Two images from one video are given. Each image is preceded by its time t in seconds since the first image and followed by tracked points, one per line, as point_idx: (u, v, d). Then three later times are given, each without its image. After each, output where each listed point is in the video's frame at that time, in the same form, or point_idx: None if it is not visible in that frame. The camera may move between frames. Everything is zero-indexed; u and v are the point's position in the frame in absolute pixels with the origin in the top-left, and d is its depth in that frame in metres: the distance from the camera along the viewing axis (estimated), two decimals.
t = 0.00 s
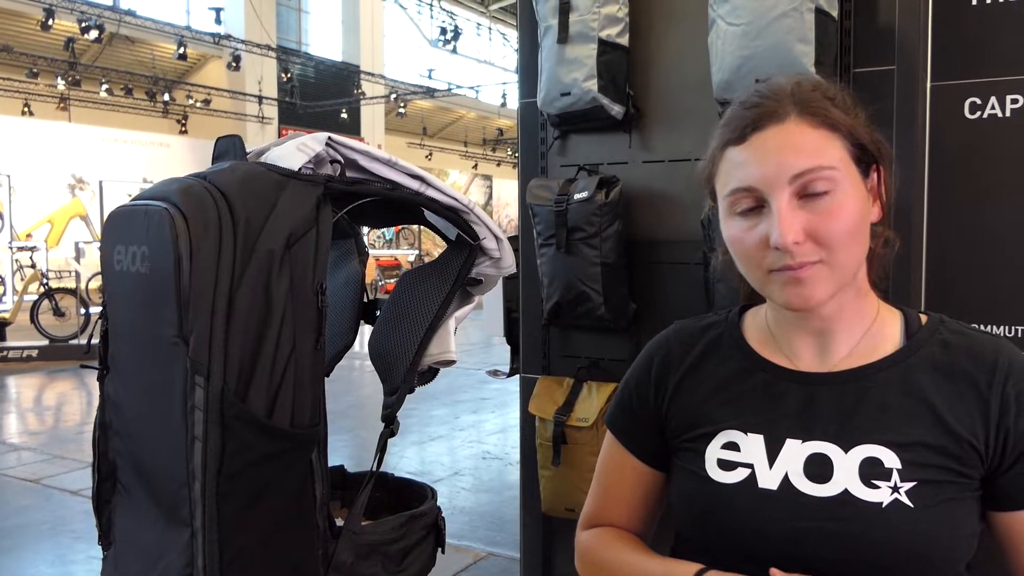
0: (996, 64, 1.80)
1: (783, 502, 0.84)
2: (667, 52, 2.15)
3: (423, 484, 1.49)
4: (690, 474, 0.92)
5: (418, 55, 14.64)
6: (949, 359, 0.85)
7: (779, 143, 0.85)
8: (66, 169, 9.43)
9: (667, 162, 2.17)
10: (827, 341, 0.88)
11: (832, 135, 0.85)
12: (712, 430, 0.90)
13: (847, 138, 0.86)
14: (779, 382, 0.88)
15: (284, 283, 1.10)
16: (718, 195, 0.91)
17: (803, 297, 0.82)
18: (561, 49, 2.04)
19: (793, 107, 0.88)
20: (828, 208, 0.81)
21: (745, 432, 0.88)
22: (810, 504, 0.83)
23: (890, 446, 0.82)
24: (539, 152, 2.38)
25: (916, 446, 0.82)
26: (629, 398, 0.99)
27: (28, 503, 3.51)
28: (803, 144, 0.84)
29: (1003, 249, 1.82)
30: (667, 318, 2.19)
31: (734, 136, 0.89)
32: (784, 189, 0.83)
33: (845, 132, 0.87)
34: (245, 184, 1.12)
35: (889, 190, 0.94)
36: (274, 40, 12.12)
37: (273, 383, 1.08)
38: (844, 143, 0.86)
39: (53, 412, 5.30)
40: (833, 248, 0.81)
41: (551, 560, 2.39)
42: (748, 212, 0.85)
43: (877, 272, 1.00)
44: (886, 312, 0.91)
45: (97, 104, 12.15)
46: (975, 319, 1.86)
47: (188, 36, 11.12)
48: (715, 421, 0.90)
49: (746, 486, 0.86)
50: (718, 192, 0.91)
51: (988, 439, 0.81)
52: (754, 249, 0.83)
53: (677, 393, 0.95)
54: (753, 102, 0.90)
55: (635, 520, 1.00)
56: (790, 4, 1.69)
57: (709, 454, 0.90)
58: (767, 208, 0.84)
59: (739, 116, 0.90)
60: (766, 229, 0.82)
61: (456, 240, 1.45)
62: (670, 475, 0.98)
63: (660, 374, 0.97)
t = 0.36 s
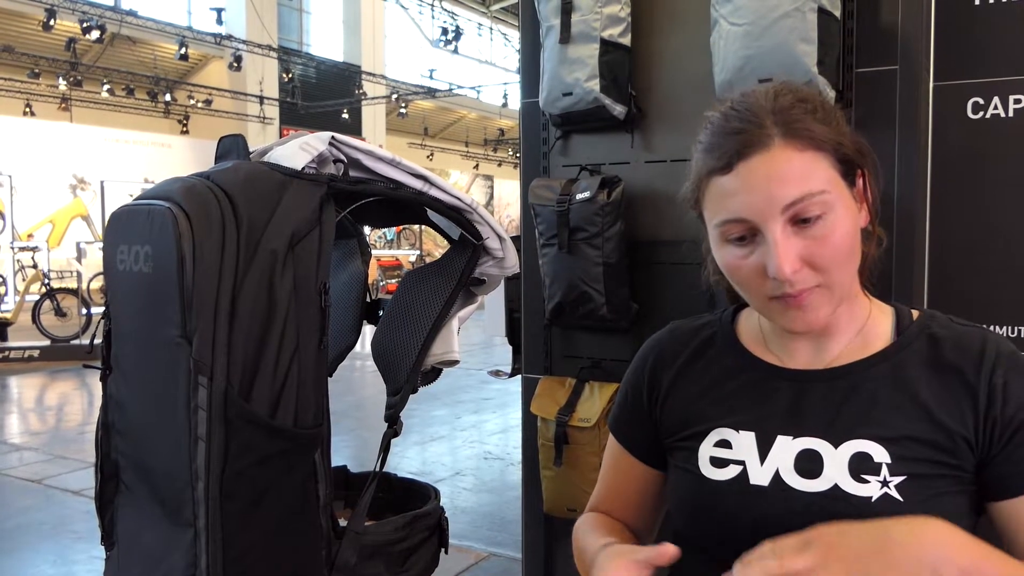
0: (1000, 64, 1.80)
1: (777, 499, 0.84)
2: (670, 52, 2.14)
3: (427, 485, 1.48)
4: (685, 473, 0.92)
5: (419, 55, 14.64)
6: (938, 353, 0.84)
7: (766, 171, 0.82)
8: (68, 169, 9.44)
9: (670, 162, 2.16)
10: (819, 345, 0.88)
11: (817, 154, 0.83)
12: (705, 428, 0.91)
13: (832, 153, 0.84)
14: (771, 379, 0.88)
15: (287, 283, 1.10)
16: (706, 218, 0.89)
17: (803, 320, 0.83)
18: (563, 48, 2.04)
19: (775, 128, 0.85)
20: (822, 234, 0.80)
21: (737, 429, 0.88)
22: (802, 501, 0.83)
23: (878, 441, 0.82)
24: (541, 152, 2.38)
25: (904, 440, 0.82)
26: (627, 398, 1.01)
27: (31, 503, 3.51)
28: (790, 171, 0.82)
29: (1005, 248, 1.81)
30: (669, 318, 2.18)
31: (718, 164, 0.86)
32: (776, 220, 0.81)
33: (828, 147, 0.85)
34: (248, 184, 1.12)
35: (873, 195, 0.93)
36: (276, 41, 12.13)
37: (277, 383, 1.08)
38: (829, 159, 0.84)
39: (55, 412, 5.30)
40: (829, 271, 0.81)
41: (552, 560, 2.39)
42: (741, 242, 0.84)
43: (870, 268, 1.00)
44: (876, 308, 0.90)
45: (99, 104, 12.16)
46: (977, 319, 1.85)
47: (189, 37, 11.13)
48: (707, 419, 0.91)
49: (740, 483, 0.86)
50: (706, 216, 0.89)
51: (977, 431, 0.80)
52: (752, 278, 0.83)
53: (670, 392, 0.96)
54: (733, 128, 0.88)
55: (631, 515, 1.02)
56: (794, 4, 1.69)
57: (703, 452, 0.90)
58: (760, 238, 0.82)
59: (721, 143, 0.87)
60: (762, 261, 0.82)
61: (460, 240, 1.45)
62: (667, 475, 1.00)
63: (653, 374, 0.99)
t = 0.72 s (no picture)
0: (1001, 65, 1.80)
1: (767, 500, 0.85)
2: (672, 51, 2.14)
3: (429, 484, 1.48)
4: (678, 471, 0.93)
5: (422, 55, 14.65)
6: (927, 351, 0.84)
7: (748, 173, 0.83)
8: (70, 169, 9.45)
9: (671, 162, 2.16)
10: (811, 344, 0.88)
11: (800, 154, 0.83)
12: (697, 426, 0.92)
13: (815, 152, 0.84)
14: (762, 378, 0.89)
15: (292, 282, 1.10)
16: (694, 219, 0.90)
17: (792, 321, 0.84)
18: (565, 48, 2.04)
19: (759, 130, 0.85)
20: (806, 234, 0.81)
21: (727, 429, 0.89)
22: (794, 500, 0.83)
23: (866, 441, 0.82)
24: (543, 152, 2.38)
25: (892, 439, 0.81)
26: (625, 397, 1.02)
27: (32, 502, 3.51)
28: (773, 172, 0.82)
29: (1005, 249, 1.81)
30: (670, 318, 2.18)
31: (702, 167, 0.87)
32: (760, 222, 0.81)
33: (812, 147, 0.85)
34: (253, 183, 1.11)
35: (862, 193, 0.92)
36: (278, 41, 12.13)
37: (281, 383, 1.08)
38: (813, 159, 0.84)
39: (56, 412, 5.30)
40: (815, 272, 0.82)
41: (553, 560, 2.39)
42: (727, 243, 0.85)
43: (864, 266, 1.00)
44: (868, 307, 0.90)
45: (100, 104, 12.17)
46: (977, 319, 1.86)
47: (191, 36, 11.14)
48: (699, 418, 0.92)
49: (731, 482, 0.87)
50: (694, 216, 0.90)
51: (964, 430, 0.80)
52: (739, 279, 0.84)
53: (666, 391, 0.96)
54: (717, 130, 0.88)
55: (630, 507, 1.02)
56: (796, 4, 1.68)
57: (693, 451, 0.91)
58: (746, 239, 0.83)
59: (705, 145, 0.88)
60: (747, 262, 0.82)
61: (463, 239, 1.45)
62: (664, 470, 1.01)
63: (649, 372, 0.99)
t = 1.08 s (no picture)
0: (1005, 65, 1.80)
1: (772, 503, 0.84)
2: (674, 51, 2.14)
3: (433, 486, 1.49)
4: (682, 474, 0.92)
5: (423, 55, 14.64)
6: (934, 358, 0.84)
7: (758, 149, 0.85)
8: (71, 169, 9.45)
9: (674, 163, 2.16)
10: (815, 345, 0.88)
11: (811, 138, 0.86)
12: (701, 430, 0.91)
13: (825, 139, 0.86)
14: (765, 382, 0.88)
15: (297, 283, 1.09)
16: (703, 204, 0.92)
17: (797, 304, 0.82)
18: (568, 49, 2.04)
19: (770, 112, 0.87)
20: (813, 212, 0.82)
21: (733, 432, 0.88)
22: (799, 505, 0.83)
23: (873, 446, 0.82)
24: (546, 153, 2.37)
25: (900, 445, 0.82)
26: (622, 397, 1.02)
27: (34, 503, 3.51)
28: (783, 151, 0.84)
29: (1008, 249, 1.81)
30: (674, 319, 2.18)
31: (712, 147, 0.89)
32: (769, 197, 0.83)
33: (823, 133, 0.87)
34: (258, 184, 1.11)
35: (869, 188, 0.93)
36: (279, 41, 12.14)
37: (286, 385, 1.08)
38: (823, 145, 0.86)
39: (57, 412, 5.30)
40: (821, 253, 0.82)
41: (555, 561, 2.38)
42: (735, 221, 0.86)
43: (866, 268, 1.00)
44: (874, 310, 0.90)
45: (102, 105, 12.18)
46: (980, 320, 1.85)
47: (192, 37, 11.15)
48: (702, 421, 0.92)
49: (735, 485, 0.86)
50: (703, 202, 0.91)
51: (975, 437, 0.81)
52: (745, 259, 0.84)
53: (665, 393, 0.96)
54: (728, 111, 0.91)
55: (629, 508, 1.04)
56: (799, 4, 1.68)
57: (698, 455, 0.90)
58: (754, 215, 0.84)
59: (716, 126, 0.90)
60: (753, 237, 0.83)
61: (468, 241, 1.45)
62: (664, 473, 1.01)
63: (649, 375, 0.99)
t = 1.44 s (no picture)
0: (1007, 68, 1.79)
1: (778, 508, 0.83)
2: (676, 53, 2.14)
3: (437, 488, 1.48)
4: (687, 480, 0.91)
5: (424, 57, 14.66)
6: (940, 362, 0.84)
7: (803, 139, 0.85)
8: (73, 170, 9.46)
9: (677, 165, 2.16)
10: (822, 350, 0.87)
11: (849, 136, 0.86)
12: (707, 435, 0.90)
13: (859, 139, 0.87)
14: (772, 386, 0.88)
15: (302, 285, 1.09)
16: (732, 194, 0.90)
17: (823, 299, 0.81)
18: (570, 51, 2.03)
19: (811, 107, 0.88)
20: (852, 206, 0.81)
21: (740, 438, 0.87)
22: (805, 510, 0.82)
23: (883, 449, 0.82)
24: (548, 154, 2.37)
25: (908, 449, 0.82)
26: (624, 402, 1.00)
27: (35, 504, 3.51)
28: (827, 142, 0.84)
29: (1011, 251, 1.80)
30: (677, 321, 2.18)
31: (754, 132, 0.88)
32: (812, 186, 0.82)
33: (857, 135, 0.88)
34: (263, 185, 1.12)
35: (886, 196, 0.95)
36: (280, 43, 12.16)
37: (291, 387, 1.07)
38: (859, 144, 0.87)
39: (59, 413, 5.31)
40: (855, 249, 0.81)
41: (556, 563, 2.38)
42: (769, 209, 0.84)
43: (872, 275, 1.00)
44: (878, 314, 0.90)
45: (104, 106, 12.20)
46: (981, 322, 1.85)
47: (194, 38, 11.16)
48: (708, 427, 0.90)
49: (742, 491, 0.85)
50: (732, 191, 0.90)
51: (982, 440, 0.81)
52: (777, 248, 0.82)
53: (669, 397, 0.95)
54: (769, 100, 0.91)
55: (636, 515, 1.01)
56: (801, 6, 1.68)
57: (705, 460, 0.89)
58: (793, 204, 0.83)
59: (755, 115, 0.90)
60: (791, 225, 0.81)
61: (472, 243, 1.45)
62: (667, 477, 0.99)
63: (653, 379, 0.97)
